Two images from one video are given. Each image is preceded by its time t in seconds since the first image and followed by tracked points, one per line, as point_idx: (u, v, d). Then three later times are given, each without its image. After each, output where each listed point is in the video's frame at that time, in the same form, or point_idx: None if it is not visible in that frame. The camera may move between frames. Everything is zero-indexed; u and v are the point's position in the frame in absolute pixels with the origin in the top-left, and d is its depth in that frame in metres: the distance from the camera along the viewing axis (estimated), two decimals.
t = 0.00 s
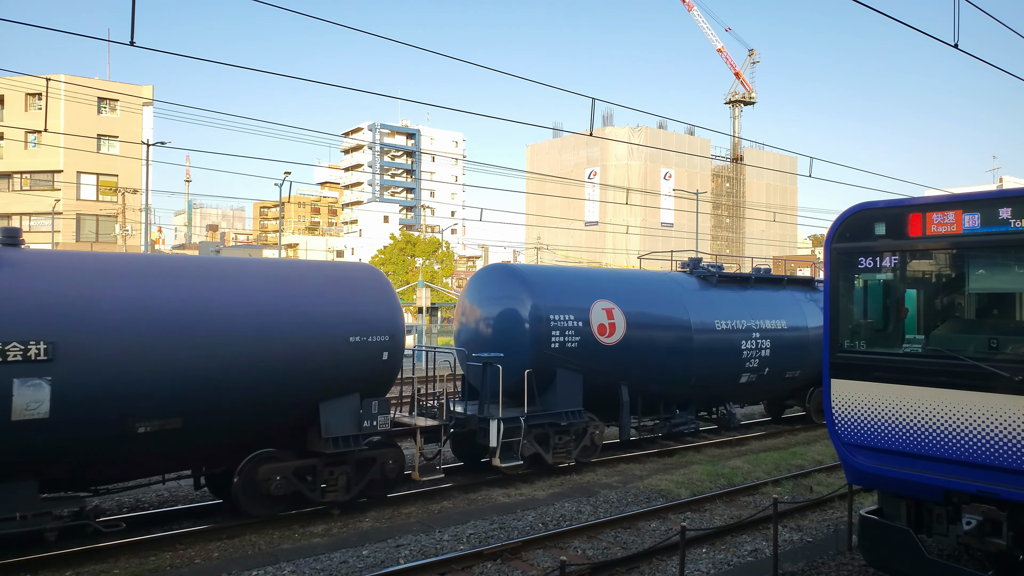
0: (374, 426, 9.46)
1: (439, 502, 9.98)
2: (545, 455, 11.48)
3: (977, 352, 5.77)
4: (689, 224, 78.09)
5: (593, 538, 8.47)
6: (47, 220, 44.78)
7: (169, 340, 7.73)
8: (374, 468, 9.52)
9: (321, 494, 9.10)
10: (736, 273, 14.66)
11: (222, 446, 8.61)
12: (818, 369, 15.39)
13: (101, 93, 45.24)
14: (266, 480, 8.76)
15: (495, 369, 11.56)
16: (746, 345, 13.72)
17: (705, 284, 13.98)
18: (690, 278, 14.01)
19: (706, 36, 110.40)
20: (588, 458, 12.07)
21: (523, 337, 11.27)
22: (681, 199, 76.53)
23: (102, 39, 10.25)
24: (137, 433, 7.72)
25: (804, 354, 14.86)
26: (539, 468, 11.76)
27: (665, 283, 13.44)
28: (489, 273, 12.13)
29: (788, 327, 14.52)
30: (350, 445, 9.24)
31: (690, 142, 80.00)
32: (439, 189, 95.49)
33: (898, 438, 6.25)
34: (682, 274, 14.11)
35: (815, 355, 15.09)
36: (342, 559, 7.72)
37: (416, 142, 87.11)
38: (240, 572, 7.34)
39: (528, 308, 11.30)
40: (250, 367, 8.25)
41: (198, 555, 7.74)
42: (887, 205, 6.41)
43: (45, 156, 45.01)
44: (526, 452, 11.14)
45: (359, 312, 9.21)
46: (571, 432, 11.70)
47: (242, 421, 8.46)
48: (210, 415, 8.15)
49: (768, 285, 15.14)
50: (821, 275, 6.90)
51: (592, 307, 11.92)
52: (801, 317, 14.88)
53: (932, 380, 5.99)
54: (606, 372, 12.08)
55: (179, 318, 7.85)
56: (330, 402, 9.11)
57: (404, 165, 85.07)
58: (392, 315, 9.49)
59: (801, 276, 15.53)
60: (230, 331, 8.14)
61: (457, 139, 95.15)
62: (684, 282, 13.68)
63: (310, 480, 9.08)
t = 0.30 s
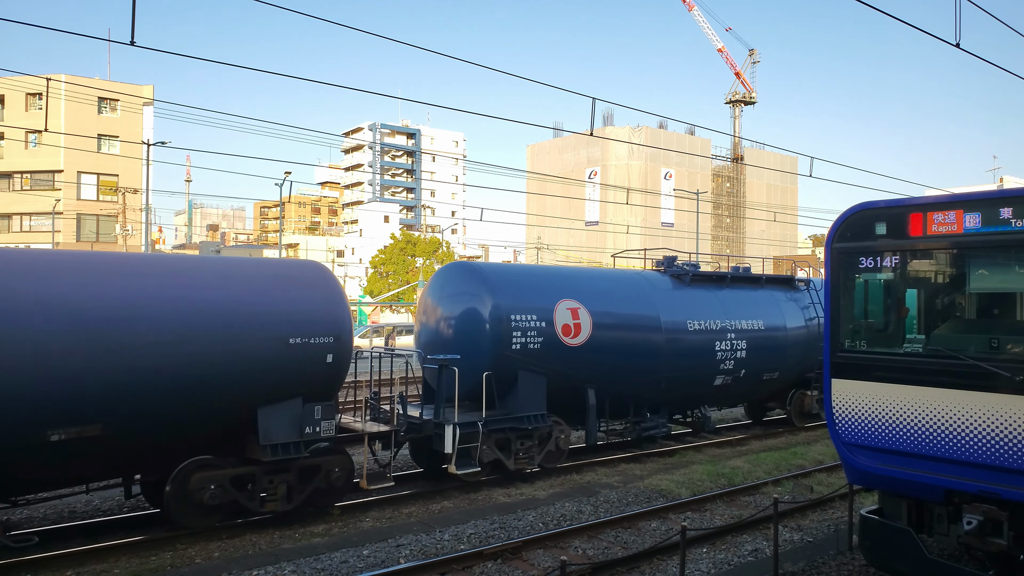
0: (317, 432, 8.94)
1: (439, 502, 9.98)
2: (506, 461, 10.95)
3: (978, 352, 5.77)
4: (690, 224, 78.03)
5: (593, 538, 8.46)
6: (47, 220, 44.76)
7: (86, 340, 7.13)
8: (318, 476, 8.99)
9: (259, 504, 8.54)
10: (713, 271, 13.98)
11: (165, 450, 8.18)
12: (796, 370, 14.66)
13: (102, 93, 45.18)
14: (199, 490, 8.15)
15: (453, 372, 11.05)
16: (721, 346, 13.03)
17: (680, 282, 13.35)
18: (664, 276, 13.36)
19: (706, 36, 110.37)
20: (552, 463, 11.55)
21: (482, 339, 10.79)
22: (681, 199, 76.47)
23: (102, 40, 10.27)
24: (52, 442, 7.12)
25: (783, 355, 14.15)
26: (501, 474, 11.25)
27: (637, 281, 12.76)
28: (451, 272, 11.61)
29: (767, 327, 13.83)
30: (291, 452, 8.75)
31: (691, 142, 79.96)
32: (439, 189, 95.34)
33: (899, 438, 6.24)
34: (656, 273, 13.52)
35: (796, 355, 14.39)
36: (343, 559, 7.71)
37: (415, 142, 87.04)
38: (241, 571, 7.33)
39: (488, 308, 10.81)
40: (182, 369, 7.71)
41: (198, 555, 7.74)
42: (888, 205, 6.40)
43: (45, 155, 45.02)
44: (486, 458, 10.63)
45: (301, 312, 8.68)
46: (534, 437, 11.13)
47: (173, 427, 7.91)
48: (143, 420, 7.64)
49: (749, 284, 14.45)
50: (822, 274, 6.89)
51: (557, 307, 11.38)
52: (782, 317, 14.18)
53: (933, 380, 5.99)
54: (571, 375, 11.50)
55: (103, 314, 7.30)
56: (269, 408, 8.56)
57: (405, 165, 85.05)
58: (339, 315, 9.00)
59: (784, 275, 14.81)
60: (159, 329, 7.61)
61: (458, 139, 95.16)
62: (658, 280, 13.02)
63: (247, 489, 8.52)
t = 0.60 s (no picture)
0: (255, 440, 8.43)
1: (439, 502, 9.98)
2: (465, 468, 10.45)
3: (978, 352, 5.77)
4: (690, 224, 78.02)
5: (594, 538, 8.47)
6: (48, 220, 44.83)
7: None
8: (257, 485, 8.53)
9: (191, 515, 8.06)
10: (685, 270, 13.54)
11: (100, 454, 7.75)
12: (774, 372, 14.28)
13: (103, 94, 45.19)
14: (125, 500, 7.69)
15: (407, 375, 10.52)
16: (694, 347, 12.59)
17: (652, 282, 12.92)
18: (636, 275, 12.92)
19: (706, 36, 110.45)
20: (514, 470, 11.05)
21: (438, 340, 10.26)
22: (682, 199, 76.44)
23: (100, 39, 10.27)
24: None
25: (761, 357, 13.75)
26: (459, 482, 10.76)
27: (605, 281, 12.30)
28: (408, 272, 11.08)
29: (743, 328, 13.42)
30: (226, 460, 8.22)
31: (692, 143, 80.00)
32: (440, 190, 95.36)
33: (900, 438, 6.24)
34: (628, 272, 13.04)
35: (773, 356, 14.00)
36: (344, 559, 7.72)
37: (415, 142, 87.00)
38: (242, 571, 7.34)
39: (445, 308, 10.30)
40: (104, 373, 7.21)
41: (199, 555, 7.75)
42: (889, 205, 6.40)
43: (46, 155, 45.07)
44: (441, 465, 10.14)
45: (239, 312, 8.16)
46: (494, 443, 10.66)
47: (96, 433, 7.42)
48: (63, 426, 7.16)
49: (725, 284, 14.03)
50: (823, 274, 6.89)
51: (519, 306, 10.91)
52: (758, 316, 13.78)
53: (934, 380, 5.98)
54: (534, 378, 11.02)
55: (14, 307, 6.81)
56: (202, 414, 8.04)
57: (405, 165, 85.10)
58: (281, 314, 8.50)
59: (759, 274, 14.44)
60: (72, 325, 7.07)
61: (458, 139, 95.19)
62: (628, 280, 12.56)
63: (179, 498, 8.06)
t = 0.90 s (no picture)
0: (186, 447, 8.10)
1: (440, 502, 9.99)
2: (420, 476, 9.98)
3: (979, 352, 5.77)
4: (691, 224, 78.01)
5: (594, 538, 8.47)
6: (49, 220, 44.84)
7: None
8: (190, 494, 8.13)
9: (115, 527, 7.64)
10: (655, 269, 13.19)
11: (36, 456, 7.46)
12: (749, 374, 13.94)
13: (103, 94, 45.17)
14: (42, 512, 7.27)
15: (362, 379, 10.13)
16: (665, 349, 12.25)
17: (622, 281, 12.56)
18: (606, 275, 12.57)
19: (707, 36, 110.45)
20: (473, 477, 10.58)
21: (392, 341, 9.83)
22: (682, 199, 76.45)
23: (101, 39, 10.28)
24: None
25: (735, 358, 13.44)
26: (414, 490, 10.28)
27: (574, 279, 11.98)
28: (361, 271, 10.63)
29: (716, 329, 13.08)
30: (154, 469, 7.85)
31: (693, 143, 80.02)
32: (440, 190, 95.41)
33: (900, 438, 6.24)
34: (598, 271, 12.68)
35: (748, 357, 13.67)
36: (344, 559, 7.72)
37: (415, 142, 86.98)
38: (242, 571, 7.34)
39: (399, 308, 9.88)
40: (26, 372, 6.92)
41: (199, 555, 7.75)
42: (889, 205, 6.40)
43: (47, 155, 45.10)
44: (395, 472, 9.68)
45: (169, 313, 7.88)
46: (452, 449, 10.20)
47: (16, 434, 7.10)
48: None
49: (699, 283, 13.69)
50: (823, 274, 6.88)
51: (480, 306, 10.51)
52: (733, 317, 13.44)
53: (934, 380, 5.98)
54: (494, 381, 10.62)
55: None
56: (128, 420, 7.72)
57: (406, 165, 85.08)
58: (216, 315, 8.24)
59: (736, 273, 14.09)
60: None
61: (459, 140, 95.23)
62: (598, 279, 12.22)
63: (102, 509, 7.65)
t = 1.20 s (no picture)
0: (111, 455, 7.66)
1: (440, 502, 9.99)
2: (372, 484, 9.55)
3: (979, 352, 5.76)
4: (692, 224, 78.00)
5: (595, 538, 8.47)
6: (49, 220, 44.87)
7: None
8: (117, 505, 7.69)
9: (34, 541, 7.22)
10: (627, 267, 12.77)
11: None
12: (726, 377, 13.45)
13: (104, 94, 45.22)
14: None
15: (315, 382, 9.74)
16: (635, 350, 11.80)
17: (591, 280, 12.18)
18: (576, 273, 12.20)
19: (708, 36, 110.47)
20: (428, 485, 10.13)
21: (341, 344, 9.42)
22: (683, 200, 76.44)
23: (101, 38, 10.27)
24: None
25: (712, 360, 12.97)
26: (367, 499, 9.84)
27: (542, 278, 11.61)
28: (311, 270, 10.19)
29: (692, 330, 12.62)
30: (75, 479, 7.42)
31: (693, 143, 80.06)
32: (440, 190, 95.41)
33: (900, 438, 6.23)
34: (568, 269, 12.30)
35: (725, 359, 13.20)
36: (344, 559, 7.72)
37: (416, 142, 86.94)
38: (242, 571, 7.34)
39: (348, 308, 9.48)
40: None
41: (200, 555, 7.76)
42: (889, 205, 6.39)
43: (48, 155, 45.15)
44: (344, 481, 9.25)
45: (93, 313, 7.44)
46: (406, 455, 9.74)
47: None
48: None
49: (674, 282, 13.27)
50: (823, 274, 6.88)
51: (436, 307, 10.09)
52: (709, 317, 12.99)
53: (934, 380, 5.98)
54: (451, 384, 10.18)
55: None
56: (47, 427, 7.29)
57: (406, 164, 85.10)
58: (148, 315, 7.79)
59: (713, 272, 13.67)
60: None
61: (460, 140, 95.28)
62: (567, 278, 11.84)
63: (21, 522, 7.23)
